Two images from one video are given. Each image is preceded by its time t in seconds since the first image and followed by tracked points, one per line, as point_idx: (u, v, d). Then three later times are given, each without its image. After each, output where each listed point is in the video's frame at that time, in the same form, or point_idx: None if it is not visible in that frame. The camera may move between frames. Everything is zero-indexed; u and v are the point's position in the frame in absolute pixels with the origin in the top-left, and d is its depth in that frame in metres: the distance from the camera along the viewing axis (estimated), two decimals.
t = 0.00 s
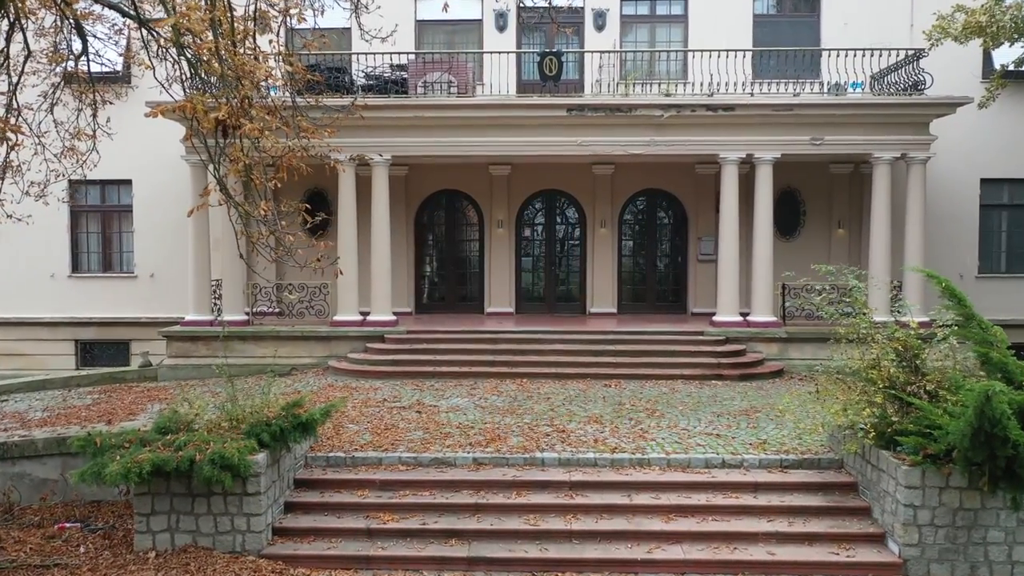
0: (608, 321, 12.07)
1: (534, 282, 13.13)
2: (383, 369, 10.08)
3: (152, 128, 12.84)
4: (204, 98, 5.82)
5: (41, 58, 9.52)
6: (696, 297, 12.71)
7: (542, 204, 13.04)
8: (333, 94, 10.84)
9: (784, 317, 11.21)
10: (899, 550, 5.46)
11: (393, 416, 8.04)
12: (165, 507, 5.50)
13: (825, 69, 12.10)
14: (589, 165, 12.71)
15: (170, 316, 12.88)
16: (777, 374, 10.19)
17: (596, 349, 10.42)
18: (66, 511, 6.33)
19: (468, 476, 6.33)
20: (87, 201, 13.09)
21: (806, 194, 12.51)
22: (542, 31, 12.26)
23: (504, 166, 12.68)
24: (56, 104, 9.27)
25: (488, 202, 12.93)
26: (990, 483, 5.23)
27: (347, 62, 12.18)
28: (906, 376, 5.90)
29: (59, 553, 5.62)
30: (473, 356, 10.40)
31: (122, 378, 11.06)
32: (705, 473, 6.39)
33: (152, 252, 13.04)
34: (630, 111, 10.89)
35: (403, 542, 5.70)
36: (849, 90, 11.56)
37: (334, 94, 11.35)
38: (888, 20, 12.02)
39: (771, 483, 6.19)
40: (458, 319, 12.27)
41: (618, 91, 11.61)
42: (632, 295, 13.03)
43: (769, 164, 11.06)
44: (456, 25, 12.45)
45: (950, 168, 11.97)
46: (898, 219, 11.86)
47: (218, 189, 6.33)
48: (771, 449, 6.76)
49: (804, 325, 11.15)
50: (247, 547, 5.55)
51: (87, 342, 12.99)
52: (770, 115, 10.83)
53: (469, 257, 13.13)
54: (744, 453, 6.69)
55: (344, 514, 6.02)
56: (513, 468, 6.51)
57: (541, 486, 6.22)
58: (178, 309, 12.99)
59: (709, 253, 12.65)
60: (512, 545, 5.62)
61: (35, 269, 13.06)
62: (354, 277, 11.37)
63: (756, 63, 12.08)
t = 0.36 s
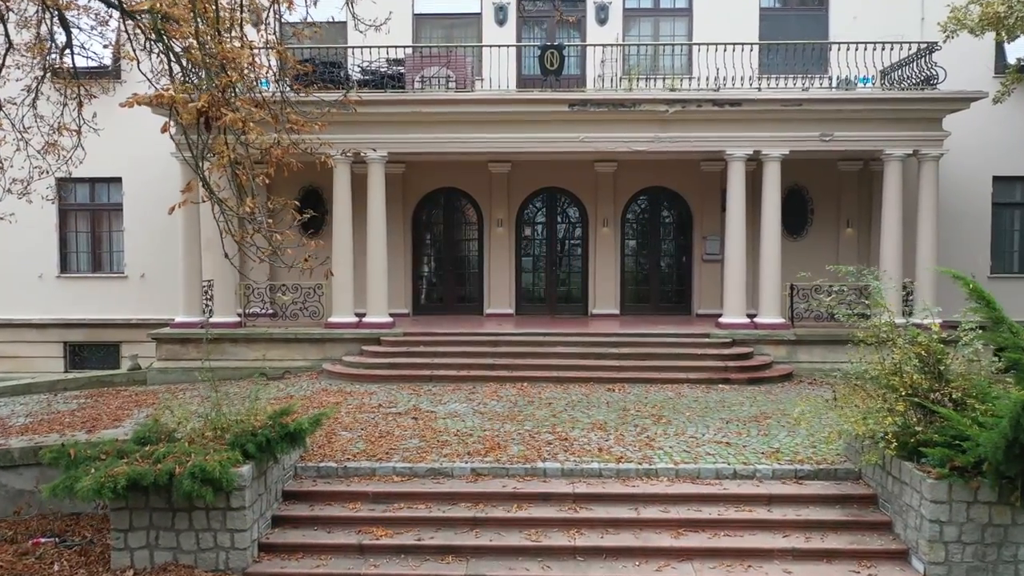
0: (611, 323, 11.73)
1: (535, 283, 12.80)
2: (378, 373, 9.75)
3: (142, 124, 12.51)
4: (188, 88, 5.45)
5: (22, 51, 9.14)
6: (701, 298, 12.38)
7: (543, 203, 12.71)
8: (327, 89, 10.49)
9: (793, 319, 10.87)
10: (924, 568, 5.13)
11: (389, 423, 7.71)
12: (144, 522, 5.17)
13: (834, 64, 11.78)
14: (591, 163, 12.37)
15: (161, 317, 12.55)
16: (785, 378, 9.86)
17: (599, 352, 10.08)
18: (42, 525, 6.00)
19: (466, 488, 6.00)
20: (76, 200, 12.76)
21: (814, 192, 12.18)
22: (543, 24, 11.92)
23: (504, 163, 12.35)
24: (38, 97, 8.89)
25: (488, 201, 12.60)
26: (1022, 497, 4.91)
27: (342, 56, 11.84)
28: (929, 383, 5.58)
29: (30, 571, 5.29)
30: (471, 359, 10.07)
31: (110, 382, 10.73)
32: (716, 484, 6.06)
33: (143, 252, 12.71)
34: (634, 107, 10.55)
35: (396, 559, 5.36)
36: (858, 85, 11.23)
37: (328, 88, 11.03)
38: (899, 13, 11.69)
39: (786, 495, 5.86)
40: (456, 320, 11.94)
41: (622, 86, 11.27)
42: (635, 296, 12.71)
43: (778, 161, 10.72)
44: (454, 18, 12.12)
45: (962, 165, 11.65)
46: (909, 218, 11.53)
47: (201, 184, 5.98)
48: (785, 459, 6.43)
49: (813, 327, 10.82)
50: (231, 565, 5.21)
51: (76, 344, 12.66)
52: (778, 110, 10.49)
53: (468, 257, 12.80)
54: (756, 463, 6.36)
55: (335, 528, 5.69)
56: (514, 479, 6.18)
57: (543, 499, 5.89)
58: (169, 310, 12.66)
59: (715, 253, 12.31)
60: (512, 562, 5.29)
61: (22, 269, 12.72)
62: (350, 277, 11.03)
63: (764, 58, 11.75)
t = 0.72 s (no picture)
0: (614, 325, 11.40)
1: (535, 283, 12.47)
2: (373, 377, 9.42)
3: (132, 121, 12.18)
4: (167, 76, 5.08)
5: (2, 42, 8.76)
6: (706, 298, 12.05)
7: (544, 200, 12.38)
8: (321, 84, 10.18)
9: (802, 320, 10.54)
10: None
11: (383, 430, 7.37)
12: (119, 540, 4.83)
13: (842, 57, 11.45)
14: (593, 160, 12.03)
15: (151, 319, 12.22)
16: (795, 382, 9.53)
17: (602, 355, 9.74)
18: (13, 541, 5.65)
19: (463, 502, 5.66)
20: (65, 198, 12.42)
21: (822, 189, 11.85)
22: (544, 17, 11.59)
23: (503, 160, 12.01)
24: (18, 90, 8.50)
25: (487, 199, 12.26)
26: None
27: (337, 50, 11.51)
28: (955, 390, 5.24)
29: None
30: (470, 363, 9.73)
31: (97, 386, 10.38)
32: (728, 497, 5.72)
33: (133, 252, 12.38)
34: (638, 101, 10.21)
35: None
36: (868, 79, 10.90)
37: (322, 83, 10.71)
38: (910, 5, 11.36)
39: (803, 509, 5.53)
40: (454, 322, 11.60)
41: (625, 81, 10.94)
42: (638, 297, 12.37)
43: (786, 157, 10.39)
44: (452, 11, 11.79)
45: (974, 162, 11.32)
46: (921, 216, 11.20)
47: (179, 179, 5.58)
48: (800, 470, 6.09)
49: (823, 329, 10.49)
50: None
51: (64, 346, 12.32)
52: (786, 105, 10.16)
53: (466, 257, 12.47)
54: (770, 473, 6.02)
55: (323, 545, 5.35)
56: (514, 491, 5.84)
57: (545, 513, 5.55)
58: (160, 312, 12.32)
59: (720, 252, 11.97)
60: None
61: (9, 269, 12.38)
62: (344, 278, 10.69)
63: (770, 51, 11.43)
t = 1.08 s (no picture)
0: (617, 326, 11.07)
1: (536, 283, 12.14)
2: (368, 381, 9.07)
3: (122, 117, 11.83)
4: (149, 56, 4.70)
5: None
6: (712, 299, 11.72)
7: (545, 198, 12.04)
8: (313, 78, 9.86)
9: (812, 322, 10.20)
10: None
11: (377, 438, 7.04)
12: (91, 560, 4.49)
13: (851, 51, 11.11)
14: (596, 156, 11.70)
15: (141, 320, 11.89)
16: (804, 386, 9.21)
17: (605, 358, 9.41)
18: None
19: (461, 516, 5.33)
20: (53, 196, 12.07)
21: (831, 187, 11.52)
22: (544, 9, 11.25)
23: (503, 156, 11.68)
24: None
25: (487, 197, 11.92)
26: None
27: (331, 43, 11.16)
28: (986, 399, 4.91)
29: None
30: (468, 366, 9.40)
31: (83, 390, 10.05)
32: (741, 512, 5.39)
33: (123, 251, 12.04)
34: (642, 95, 9.86)
35: None
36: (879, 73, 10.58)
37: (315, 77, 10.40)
38: None
39: (821, 525, 5.20)
40: (453, 323, 11.27)
41: (629, 75, 10.59)
42: (640, 298, 12.04)
43: (795, 153, 10.06)
44: (450, 3, 11.45)
45: (987, 158, 11.00)
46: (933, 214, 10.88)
47: (156, 174, 5.16)
48: (817, 481, 5.76)
49: (833, 330, 10.16)
50: None
51: (52, 348, 11.97)
52: (796, 100, 9.82)
53: (465, 257, 12.13)
54: (785, 486, 5.69)
55: (311, 564, 5.02)
56: (514, 505, 5.51)
57: (548, 528, 5.22)
58: (150, 313, 11.99)
59: (726, 252, 11.63)
60: None
61: None
62: (339, 278, 10.36)
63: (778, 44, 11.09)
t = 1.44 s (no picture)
0: (620, 328, 10.74)
1: (536, 283, 11.81)
2: (362, 385, 8.74)
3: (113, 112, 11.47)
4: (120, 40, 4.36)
5: None
6: (718, 300, 11.38)
7: (546, 196, 11.71)
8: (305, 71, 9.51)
9: (822, 323, 9.87)
10: None
11: (371, 446, 6.70)
12: None
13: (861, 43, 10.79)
14: (598, 153, 11.36)
15: (131, 322, 11.56)
16: (815, 390, 8.88)
17: (609, 361, 9.08)
18: None
19: (457, 533, 4.99)
20: (40, 193, 11.71)
21: (841, 184, 11.19)
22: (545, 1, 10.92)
23: (504, 153, 11.35)
24: None
25: (486, 195, 11.58)
26: None
27: (326, 36, 10.83)
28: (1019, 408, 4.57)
29: None
30: (467, 370, 9.06)
31: (68, 394, 9.70)
32: (757, 528, 5.06)
33: (112, 251, 11.70)
34: (647, 89, 9.52)
35: None
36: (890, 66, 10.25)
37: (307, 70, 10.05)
38: None
39: (842, 542, 4.87)
40: (451, 325, 10.94)
41: (633, 68, 10.26)
42: (644, 298, 11.71)
43: (805, 149, 9.72)
44: None
45: (1001, 155, 10.68)
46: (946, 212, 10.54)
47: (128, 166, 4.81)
48: (836, 495, 5.43)
49: (844, 332, 9.83)
50: None
51: (39, 350, 11.63)
52: (806, 94, 9.49)
53: (464, 256, 11.80)
54: (802, 500, 5.36)
55: None
56: (515, 520, 5.17)
57: (550, 546, 4.89)
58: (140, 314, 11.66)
59: (732, 251, 11.30)
60: None
61: None
62: (333, 278, 10.02)
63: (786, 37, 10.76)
